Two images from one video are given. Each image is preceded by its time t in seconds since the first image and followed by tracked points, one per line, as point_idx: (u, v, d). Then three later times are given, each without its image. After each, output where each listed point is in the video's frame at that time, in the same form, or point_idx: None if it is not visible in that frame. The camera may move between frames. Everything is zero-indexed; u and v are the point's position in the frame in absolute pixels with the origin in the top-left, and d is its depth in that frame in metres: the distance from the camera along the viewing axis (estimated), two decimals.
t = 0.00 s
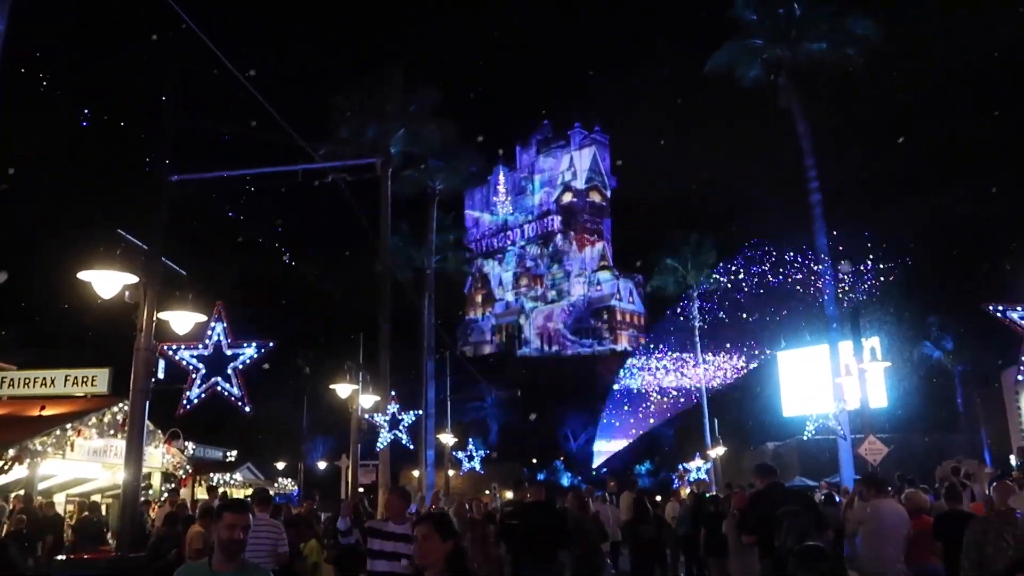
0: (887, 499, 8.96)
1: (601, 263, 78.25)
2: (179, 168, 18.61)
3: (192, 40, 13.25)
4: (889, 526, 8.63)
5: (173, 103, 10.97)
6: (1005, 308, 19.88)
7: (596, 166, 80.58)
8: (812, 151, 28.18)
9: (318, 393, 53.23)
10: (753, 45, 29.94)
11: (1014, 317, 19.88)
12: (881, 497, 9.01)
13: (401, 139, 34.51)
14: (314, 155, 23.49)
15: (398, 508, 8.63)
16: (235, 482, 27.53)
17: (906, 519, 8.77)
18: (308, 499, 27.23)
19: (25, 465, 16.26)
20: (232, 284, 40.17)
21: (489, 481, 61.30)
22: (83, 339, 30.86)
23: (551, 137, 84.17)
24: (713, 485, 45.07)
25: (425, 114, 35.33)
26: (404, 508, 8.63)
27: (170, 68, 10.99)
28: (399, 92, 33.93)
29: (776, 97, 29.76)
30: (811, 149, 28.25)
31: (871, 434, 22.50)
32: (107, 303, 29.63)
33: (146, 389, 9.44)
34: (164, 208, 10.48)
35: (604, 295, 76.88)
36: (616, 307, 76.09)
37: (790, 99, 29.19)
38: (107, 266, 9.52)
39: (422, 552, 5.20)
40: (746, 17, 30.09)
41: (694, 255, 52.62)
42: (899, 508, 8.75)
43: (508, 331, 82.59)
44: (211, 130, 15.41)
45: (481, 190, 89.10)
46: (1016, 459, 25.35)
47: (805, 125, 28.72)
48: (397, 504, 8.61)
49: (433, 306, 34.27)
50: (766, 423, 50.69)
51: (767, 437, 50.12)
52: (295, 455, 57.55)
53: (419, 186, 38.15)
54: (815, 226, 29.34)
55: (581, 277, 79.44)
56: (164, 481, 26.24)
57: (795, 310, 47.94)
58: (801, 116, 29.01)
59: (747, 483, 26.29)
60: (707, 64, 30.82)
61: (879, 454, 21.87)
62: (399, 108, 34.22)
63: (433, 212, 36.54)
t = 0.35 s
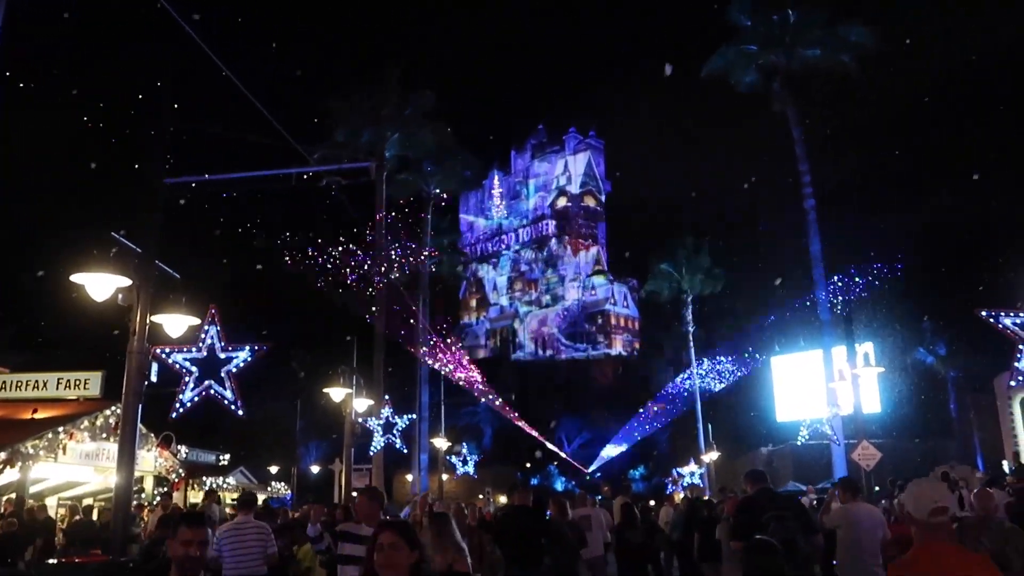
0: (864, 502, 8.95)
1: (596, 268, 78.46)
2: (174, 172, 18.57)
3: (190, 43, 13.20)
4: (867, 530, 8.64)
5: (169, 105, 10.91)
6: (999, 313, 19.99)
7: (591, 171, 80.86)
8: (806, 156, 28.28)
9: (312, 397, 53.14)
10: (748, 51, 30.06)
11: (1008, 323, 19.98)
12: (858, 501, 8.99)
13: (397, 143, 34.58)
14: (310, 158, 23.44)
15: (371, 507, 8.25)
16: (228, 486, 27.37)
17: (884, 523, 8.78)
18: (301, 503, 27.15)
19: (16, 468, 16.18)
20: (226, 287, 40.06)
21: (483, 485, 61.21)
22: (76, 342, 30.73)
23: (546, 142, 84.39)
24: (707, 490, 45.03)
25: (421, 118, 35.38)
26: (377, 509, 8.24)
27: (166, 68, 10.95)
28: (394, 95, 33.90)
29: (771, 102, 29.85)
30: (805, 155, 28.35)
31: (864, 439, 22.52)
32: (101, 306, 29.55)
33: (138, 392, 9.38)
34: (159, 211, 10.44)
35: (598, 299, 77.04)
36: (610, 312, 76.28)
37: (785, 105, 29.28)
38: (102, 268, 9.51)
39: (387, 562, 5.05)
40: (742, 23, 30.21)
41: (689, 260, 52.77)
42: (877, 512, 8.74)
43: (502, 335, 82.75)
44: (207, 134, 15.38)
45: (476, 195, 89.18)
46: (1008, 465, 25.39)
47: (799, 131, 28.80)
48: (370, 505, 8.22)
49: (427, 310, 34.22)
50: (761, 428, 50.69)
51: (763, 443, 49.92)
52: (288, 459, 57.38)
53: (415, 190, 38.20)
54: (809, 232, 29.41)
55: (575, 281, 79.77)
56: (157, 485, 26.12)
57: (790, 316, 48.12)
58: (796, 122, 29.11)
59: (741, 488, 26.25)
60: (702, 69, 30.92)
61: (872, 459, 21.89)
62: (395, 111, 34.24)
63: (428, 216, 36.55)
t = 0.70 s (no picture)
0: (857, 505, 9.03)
1: (592, 270, 78.50)
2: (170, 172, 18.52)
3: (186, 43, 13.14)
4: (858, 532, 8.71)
5: (164, 104, 10.87)
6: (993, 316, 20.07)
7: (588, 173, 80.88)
8: (803, 159, 28.30)
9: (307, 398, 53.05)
10: (744, 54, 30.11)
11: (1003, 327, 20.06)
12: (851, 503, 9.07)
13: (393, 144, 34.55)
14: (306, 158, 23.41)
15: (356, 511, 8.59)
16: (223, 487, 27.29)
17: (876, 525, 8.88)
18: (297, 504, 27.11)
19: (10, 468, 16.12)
20: (220, 288, 39.95)
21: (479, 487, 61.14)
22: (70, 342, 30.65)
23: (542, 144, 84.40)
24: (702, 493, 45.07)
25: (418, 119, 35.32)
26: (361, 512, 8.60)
27: (163, 67, 10.87)
28: (391, 96, 33.83)
29: (767, 106, 29.87)
30: (801, 158, 28.37)
31: (860, 442, 22.57)
32: (96, 307, 29.46)
33: (133, 393, 9.38)
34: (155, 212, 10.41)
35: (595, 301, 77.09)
36: (607, 314, 76.65)
37: (781, 108, 29.29)
38: (96, 269, 9.46)
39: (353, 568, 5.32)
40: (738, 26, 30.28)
41: (685, 262, 52.83)
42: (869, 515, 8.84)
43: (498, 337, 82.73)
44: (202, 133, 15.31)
45: (472, 196, 89.00)
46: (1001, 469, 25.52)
47: (796, 135, 28.85)
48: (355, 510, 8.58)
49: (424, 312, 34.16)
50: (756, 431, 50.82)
51: (757, 447, 49.97)
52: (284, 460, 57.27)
53: (412, 191, 38.15)
54: (806, 235, 29.46)
55: (571, 284, 80.55)
56: (151, 486, 25.99)
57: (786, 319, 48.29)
58: (792, 126, 29.14)
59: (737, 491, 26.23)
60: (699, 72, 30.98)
61: (867, 462, 21.92)
62: (391, 112, 34.19)
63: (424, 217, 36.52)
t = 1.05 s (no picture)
0: (850, 508, 8.99)
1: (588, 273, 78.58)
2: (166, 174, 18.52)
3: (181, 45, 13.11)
4: (849, 533, 8.61)
5: (161, 105, 10.79)
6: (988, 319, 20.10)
7: (584, 177, 80.99)
8: (799, 163, 28.37)
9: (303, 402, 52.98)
10: (740, 58, 30.20)
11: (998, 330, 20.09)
12: (845, 507, 9.02)
13: (390, 147, 34.62)
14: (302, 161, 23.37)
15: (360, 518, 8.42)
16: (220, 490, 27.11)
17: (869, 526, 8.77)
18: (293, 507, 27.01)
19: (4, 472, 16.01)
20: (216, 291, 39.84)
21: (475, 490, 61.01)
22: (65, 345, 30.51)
23: (539, 147, 84.52)
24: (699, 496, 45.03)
25: (414, 122, 35.38)
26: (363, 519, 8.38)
27: (157, 70, 10.88)
28: (387, 99, 33.80)
29: (763, 109, 29.89)
30: (798, 162, 28.41)
31: (856, 446, 22.55)
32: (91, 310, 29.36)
33: (128, 395, 9.33)
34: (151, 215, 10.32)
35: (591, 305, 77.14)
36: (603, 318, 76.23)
37: (777, 112, 29.30)
38: (91, 271, 9.50)
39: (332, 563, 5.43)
40: (734, 30, 30.32)
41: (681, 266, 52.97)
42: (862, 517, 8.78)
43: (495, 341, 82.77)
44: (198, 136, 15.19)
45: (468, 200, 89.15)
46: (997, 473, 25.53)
47: (792, 138, 28.90)
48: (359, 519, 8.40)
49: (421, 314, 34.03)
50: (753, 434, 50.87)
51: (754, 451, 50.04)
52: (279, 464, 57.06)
53: (408, 194, 38.16)
54: (802, 239, 29.49)
55: (568, 286, 79.24)
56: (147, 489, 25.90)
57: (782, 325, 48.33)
58: (788, 130, 29.18)
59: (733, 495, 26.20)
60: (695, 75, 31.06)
61: (864, 466, 21.88)
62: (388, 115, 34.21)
63: (420, 220, 36.47)
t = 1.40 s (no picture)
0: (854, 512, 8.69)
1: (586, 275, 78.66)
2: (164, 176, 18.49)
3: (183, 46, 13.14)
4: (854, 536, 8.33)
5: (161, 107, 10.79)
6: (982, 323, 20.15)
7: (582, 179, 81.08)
8: (796, 166, 28.39)
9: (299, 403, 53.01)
10: (739, 60, 30.25)
11: (993, 334, 20.15)
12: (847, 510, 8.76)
13: (388, 148, 34.69)
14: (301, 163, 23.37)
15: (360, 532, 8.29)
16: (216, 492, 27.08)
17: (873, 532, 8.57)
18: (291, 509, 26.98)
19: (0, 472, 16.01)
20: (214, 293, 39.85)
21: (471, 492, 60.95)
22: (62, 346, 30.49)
23: (537, 149, 84.52)
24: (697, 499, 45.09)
25: (412, 124, 35.41)
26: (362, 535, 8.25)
27: (152, 71, 10.89)
28: (385, 102, 33.83)
29: (761, 112, 29.94)
30: (794, 165, 28.47)
31: (852, 448, 22.57)
32: (88, 311, 29.36)
33: (124, 398, 9.27)
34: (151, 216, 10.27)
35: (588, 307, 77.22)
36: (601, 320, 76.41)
37: (775, 114, 29.32)
38: (88, 272, 9.50)
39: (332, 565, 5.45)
40: (734, 33, 30.34)
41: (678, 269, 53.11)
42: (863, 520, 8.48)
43: (492, 342, 82.79)
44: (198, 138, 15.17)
45: (466, 201, 89.21)
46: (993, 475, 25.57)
47: (789, 141, 28.95)
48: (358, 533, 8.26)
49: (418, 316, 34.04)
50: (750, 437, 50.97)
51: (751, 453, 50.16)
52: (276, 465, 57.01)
53: (406, 197, 38.18)
54: (799, 242, 29.52)
55: (565, 289, 79.47)
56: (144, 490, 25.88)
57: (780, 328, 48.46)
58: (786, 132, 29.22)
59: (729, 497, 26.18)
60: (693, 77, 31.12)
61: (859, 468, 21.90)
62: (386, 116, 34.20)
63: (418, 222, 36.46)
